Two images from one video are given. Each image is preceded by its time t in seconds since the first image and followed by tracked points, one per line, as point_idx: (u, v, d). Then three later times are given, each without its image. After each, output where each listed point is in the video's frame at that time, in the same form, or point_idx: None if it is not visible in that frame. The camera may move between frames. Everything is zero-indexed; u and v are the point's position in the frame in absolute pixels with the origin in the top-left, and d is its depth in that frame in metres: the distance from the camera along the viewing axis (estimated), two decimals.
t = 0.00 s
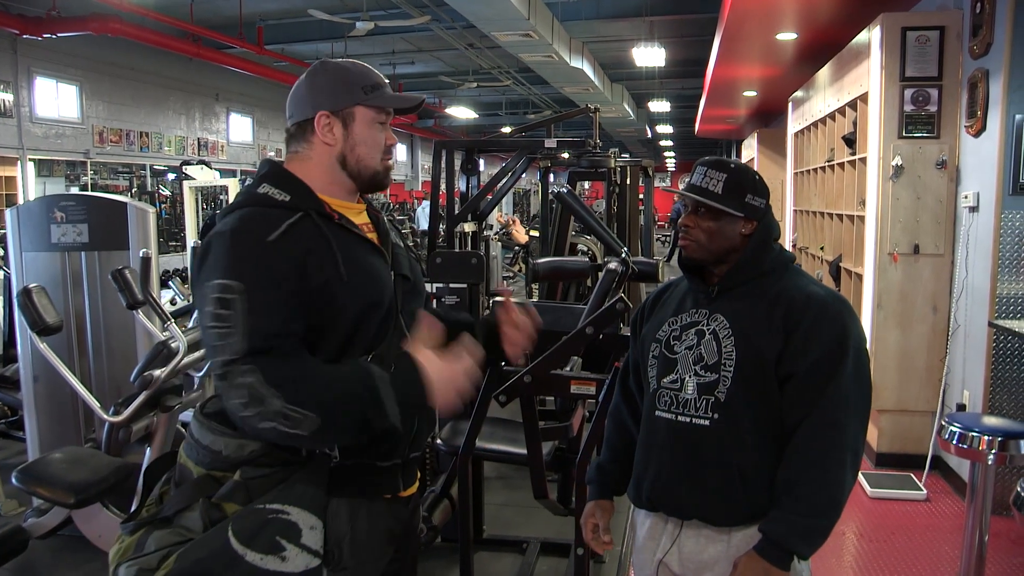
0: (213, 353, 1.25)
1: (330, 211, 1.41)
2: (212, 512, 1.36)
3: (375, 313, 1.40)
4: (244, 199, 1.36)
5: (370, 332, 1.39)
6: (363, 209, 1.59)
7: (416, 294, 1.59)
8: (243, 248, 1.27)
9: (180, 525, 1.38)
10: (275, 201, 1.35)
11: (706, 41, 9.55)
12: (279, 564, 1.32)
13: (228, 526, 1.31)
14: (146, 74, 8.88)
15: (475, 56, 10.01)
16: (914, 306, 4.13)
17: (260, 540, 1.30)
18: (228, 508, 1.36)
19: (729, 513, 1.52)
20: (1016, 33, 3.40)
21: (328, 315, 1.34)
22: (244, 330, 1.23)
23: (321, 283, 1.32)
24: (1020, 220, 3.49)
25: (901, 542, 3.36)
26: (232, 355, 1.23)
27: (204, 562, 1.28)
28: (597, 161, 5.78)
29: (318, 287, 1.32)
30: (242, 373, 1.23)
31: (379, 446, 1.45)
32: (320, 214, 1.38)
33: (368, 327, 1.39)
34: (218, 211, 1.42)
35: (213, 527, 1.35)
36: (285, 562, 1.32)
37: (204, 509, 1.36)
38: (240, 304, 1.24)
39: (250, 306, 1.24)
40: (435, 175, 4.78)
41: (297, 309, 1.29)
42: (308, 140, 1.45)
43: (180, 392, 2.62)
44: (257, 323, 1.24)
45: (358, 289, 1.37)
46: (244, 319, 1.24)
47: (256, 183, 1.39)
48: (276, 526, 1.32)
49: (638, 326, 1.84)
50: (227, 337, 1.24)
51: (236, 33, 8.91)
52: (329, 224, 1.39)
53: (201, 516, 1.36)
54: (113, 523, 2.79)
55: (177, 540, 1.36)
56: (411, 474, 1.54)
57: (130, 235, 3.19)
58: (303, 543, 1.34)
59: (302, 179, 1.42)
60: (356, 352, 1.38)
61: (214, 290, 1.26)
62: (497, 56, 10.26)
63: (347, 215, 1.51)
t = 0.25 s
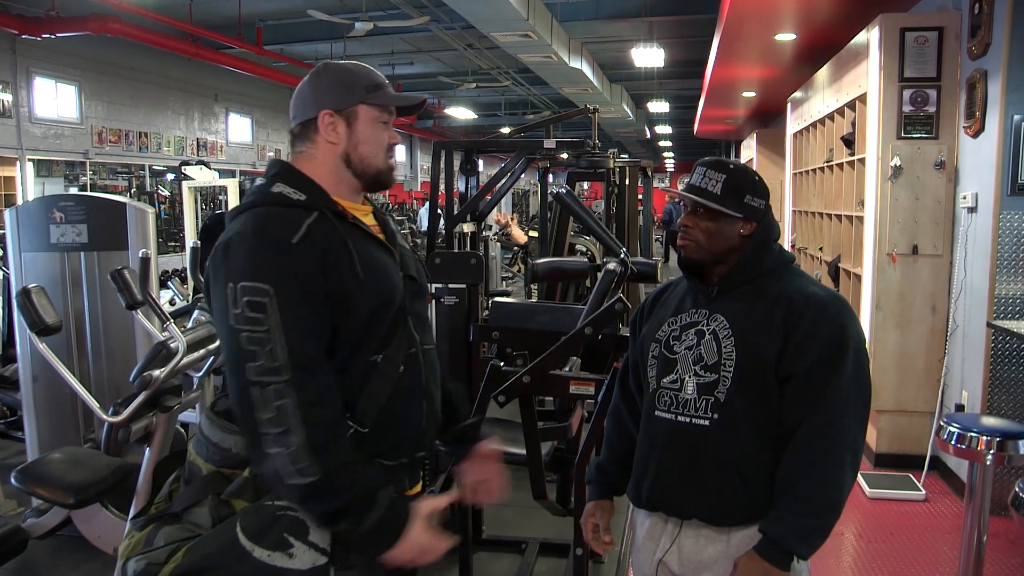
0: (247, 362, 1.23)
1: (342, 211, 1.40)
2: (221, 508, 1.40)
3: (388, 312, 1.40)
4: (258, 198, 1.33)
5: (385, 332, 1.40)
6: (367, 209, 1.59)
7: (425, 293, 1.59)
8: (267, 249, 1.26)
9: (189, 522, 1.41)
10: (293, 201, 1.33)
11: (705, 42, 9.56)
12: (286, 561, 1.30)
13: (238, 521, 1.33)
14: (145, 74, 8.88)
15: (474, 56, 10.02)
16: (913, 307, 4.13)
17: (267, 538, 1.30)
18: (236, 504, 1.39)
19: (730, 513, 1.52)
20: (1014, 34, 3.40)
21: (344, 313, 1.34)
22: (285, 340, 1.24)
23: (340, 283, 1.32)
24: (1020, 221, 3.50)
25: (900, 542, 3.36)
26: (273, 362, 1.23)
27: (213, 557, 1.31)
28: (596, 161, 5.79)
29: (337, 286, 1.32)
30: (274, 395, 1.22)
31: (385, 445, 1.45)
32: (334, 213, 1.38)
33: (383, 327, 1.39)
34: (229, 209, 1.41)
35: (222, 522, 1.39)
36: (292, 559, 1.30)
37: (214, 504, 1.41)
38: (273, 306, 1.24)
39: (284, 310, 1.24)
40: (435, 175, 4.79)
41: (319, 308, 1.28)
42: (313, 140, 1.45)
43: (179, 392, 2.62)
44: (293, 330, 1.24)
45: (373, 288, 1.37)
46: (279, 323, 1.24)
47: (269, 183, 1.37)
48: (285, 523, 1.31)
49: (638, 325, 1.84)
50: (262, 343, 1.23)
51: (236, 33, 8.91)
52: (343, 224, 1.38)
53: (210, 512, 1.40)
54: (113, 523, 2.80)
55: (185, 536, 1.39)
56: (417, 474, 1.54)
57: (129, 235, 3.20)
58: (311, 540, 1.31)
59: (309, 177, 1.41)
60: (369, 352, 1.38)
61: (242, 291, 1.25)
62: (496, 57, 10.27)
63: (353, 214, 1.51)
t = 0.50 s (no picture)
0: (225, 364, 1.25)
1: (357, 216, 1.40)
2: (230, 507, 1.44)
3: (401, 317, 1.41)
4: (270, 199, 1.34)
5: (395, 338, 1.41)
6: (380, 211, 1.59)
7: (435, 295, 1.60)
8: (272, 256, 1.26)
9: (197, 522, 1.42)
10: (305, 203, 1.33)
11: (706, 43, 9.56)
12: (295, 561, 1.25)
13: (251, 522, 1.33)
14: (146, 74, 8.88)
15: (475, 56, 10.02)
16: (914, 308, 4.13)
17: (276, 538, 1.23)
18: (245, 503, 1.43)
19: (730, 514, 1.53)
20: (1016, 35, 3.40)
21: (356, 318, 1.35)
22: (264, 352, 1.23)
23: (349, 289, 1.33)
24: (1020, 223, 3.50)
25: (900, 544, 3.36)
26: (248, 371, 1.23)
27: (223, 559, 1.31)
28: (597, 162, 5.79)
29: (346, 292, 1.32)
30: (243, 402, 1.24)
31: (392, 445, 1.45)
32: (349, 218, 1.37)
33: (393, 334, 1.40)
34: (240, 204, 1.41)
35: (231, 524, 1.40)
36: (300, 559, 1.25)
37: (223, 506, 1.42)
38: (263, 314, 1.24)
39: (270, 321, 1.24)
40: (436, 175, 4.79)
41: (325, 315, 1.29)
42: (334, 140, 1.44)
43: (180, 392, 2.62)
44: (274, 343, 1.23)
45: (386, 294, 1.38)
46: (264, 333, 1.23)
47: (283, 183, 1.37)
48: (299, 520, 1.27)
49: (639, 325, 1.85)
50: (242, 349, 1.24)
51: (237, 33, 8.92)
52: (358, 230, 1.39)
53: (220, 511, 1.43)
54: (113, 522, 2.80)
55: (194, 536, 1.40)
56: (424, 475, 1.54)
57: (130, 235, 3.20)
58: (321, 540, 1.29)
59: (327, 178, 1.41)
60: (380, 356, 1.39)
61: (235, 293, 1.25)
62: (497, 57, 10.27)
63: (367, 217, 1.52)
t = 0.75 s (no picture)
0: (243, 362, 1.24)
1: (358, 212, 1.40)
2: (231, 511, 1.44)
3: (403, 315, 1.41)
4: (271, 196, 1.33)
5: (398, 334, 1.41)
6: (380, 208, 1.59)
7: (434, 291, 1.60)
8: (276, 254, 1.25)
9: (197, 524, 1.44)
10: (306, 199, 1.33)
11: (706, 40, 9.55)
12: (300, 563, 1.28)
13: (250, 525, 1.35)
14: (146, 71, 8.87)
15: (475, 54, 10.02)
16: (913, 306, 4.13)
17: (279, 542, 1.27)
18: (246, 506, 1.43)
19: (729, 511, 1.53)
20: (1016, 34, 3.40)
21: (359, 315, 1.35)
22: (282, 347, 1.23)
23: (352, 285, 1.32)
24: (1021, 220, 3.50)
25: (899, 541, 3.37)
26: (269, 366, 1.23)
27: (228, 560, 1.32)
28: (597, 159, 5.79)
29: (351, 289, 1.32)
30: (265, 399, 1.23)
31: (394, 443, 1.45)
32: (351, 215, 1.37)
33: (396, 330, 1.40)
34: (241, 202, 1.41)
35: (232, 526, 1.43)
36: (304, 562, 1.28)
37: (223, 508, 1.44)
38: (275, 310, 1.24)
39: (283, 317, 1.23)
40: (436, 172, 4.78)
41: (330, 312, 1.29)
42: (333, 137, 1.44)
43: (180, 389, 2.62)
44: (291, 339, 1.24)
45: (389, 291, 1.38)
46: (279, 327, 1.23)
47: (283, 180, 1.37)
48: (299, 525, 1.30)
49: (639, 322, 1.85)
50: (259, 346, 1.23)
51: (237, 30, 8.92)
52: (359, 226, 1.38)
53: (220, 515, 1.44)
54: (113, 519, 2.80)
55: (195, 539, 1.43)
56: (423, 473, 1.55)
57: (130, 232, 3.20)
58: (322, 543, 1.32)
59: (325, 175, 1.41)
60: (381, 354, 1.39)
61: (246, 291, 1.24)
62: (498, 54, 10.26)
63: (368, 214, 1.52)
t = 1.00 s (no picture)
0: (250, 363, 1.24)
1: (353, 211, 1.40)
2: (227, 512, 1.42)
3: (401, 313, 1.41)
4: (265, 196, 1.34)
5: (395, 331, 1.41)
6: (377, 207, 1.59)
7: (431, 290, 1.60)
8: (274, 252, 1.26)
9: (194, 525, 1.42)
10: (300, 198, 1.33)
11: (706, 40, 9.55)
12: (297, 564, 1.32)
13: (248, 526, 1.34)
14: (145, 70, 8.87)
15: (474, 53, 10.02)
16: (911, 305, 4.14)
17: (277, 542, 1.32)
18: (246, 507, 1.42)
19: (728, 510, 1.53)
20: (1015, 34, 3.40)
21: (356, 314, 1.35)
22: (287, 345, 1.23)
23: (349, 283, 1.33)
24: (1020, 220, 3.50)
25: (898, 541, 3.37)
26: (277, 364, 1.23)
27: (224, 562, 1.31)
28: (596, 159, 5.79)
29: (347, 287, 1.32)
30: (277, 397, 1.23)
31: (393, 443, 1.45)
32: (346, 214, 1.38)
33: (393, 327, 1.40)
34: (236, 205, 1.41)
35: (229, 526, 1.41)
36: (302, 563, 1.32)
37: (221, 508, 1.43)
38: (277, 308, 1.24)
39: (286, 315, 1.24)
40: (435, 172, 4.79)
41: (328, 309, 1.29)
42: (326, 136, 1.44)
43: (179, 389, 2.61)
44: (296, 337, 1.24)
45: (386, 289, 1.38)
46: (283, 325, 1.24)
47: (277, 180, 1.37)
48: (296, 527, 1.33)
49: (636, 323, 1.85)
50: (264, 345, 1.23)
51: (236, 29, 8.92)
52: (354, 224, 1.39)
53: (216, 516, 1.42)
54: (111, 518, 2.80)
55: (191, 540, 1.40)
56: (423, 473, 1.55)
57: (129, 231, 3.19)
58: (321, 544, 1.33)
59: (318, 174, 1.41)
60: (378, 353, 1.39)
61: (246, 291, 1.25)
62: (497, 54, 10.26)
63: (364, 213, 1.52)
